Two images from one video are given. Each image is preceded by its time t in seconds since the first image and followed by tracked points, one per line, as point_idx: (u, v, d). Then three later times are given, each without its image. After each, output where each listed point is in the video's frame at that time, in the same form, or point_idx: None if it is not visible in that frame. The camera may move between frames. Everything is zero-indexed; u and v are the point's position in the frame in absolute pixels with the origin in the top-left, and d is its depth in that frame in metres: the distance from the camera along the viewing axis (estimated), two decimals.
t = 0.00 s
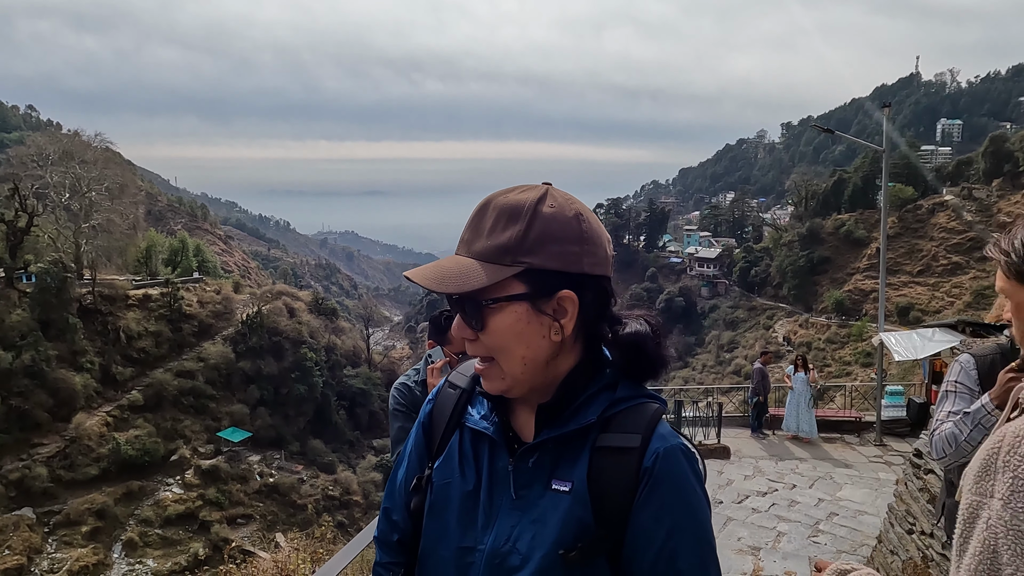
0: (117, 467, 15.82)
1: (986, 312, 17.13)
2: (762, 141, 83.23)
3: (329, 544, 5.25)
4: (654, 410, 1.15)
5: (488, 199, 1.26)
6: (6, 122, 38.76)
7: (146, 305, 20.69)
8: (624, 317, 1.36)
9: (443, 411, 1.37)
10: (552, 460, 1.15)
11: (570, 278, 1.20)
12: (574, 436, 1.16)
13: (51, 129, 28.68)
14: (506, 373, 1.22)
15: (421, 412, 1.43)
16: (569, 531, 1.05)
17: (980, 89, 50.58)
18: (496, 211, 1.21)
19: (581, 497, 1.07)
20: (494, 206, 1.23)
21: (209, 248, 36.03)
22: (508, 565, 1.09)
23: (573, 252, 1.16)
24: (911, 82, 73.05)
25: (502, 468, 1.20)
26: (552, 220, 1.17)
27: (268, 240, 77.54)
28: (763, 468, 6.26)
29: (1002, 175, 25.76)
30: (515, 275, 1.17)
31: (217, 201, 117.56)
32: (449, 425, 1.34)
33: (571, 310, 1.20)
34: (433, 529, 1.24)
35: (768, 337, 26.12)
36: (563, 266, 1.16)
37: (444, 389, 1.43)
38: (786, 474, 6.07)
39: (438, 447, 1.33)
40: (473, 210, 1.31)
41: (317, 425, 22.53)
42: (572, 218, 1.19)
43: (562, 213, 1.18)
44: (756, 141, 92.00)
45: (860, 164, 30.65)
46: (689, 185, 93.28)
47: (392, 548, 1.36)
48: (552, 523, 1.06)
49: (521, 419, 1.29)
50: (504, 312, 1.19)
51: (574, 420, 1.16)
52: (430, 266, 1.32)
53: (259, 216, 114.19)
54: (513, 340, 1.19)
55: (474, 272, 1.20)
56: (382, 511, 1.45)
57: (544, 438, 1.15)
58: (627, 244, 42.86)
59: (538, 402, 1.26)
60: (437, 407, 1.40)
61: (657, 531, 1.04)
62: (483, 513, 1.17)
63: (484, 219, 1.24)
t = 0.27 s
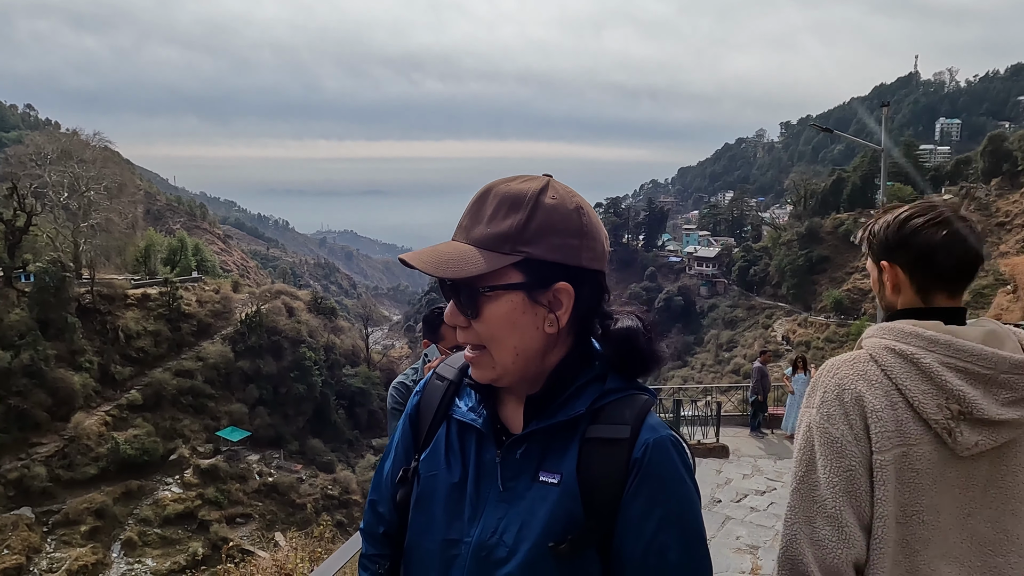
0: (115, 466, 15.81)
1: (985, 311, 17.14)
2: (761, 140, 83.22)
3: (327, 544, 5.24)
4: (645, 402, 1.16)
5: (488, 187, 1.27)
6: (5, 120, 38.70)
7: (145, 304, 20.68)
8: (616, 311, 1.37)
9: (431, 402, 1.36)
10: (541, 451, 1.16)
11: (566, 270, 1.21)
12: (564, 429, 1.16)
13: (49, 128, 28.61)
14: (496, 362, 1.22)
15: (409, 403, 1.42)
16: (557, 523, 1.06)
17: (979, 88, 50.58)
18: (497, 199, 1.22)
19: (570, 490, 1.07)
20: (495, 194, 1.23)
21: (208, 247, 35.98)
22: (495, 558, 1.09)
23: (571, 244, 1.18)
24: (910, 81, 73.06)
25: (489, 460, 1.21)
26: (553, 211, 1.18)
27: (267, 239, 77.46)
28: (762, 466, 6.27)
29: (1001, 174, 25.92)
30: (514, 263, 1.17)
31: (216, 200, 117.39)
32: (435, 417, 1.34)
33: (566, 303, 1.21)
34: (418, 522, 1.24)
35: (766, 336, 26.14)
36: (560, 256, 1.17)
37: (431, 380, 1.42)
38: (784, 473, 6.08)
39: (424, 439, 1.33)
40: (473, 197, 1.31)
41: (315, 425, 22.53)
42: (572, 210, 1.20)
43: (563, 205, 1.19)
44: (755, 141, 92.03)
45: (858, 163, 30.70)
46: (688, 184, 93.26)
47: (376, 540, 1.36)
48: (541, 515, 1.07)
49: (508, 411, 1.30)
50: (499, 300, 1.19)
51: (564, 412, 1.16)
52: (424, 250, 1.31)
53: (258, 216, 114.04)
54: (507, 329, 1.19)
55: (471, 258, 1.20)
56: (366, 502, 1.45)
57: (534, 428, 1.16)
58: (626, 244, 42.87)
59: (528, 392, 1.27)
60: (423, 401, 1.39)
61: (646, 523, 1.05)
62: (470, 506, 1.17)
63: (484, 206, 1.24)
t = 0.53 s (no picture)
0: (114, 466, 15.79)
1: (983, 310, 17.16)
2: (760, 139, 83.30)
3: (326, 543, 5.23)
4: (638, 394, 1.17)
5: (490, 173, 1.28)
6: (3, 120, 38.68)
7: (143, 304, 20.66)
8: (609, 302, 1.38)
9: (425, 397, 1.36)
10: (537, 444, 1.16)
11: (566, 258, 1.22)
12: (558, 421, 1.16)
13: (47, 127, 28.55)
14: (496, 351, 1.21)
15: (400, 399, 1.41)
16: (554, 516, 1.06)
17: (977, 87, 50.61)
18: (500, 186, 1.23)
19: (565, 482, 1.07)
20: (498, 181, 1.24)
21: (207, 247, 35.94)
22: (492, 552, 1.09)
23: (571, 232, 1.19)
24: (908, 80, 73.08)
25: (485, 454, 1.20)
26: (554, 200, 1.20)
27: (266, 239, 77.37)
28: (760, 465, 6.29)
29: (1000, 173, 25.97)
30: (517, 249, 1.17)
31: (215, 200, 117.40)
32: (429, 413, 1.33)
33: (567, 291, 1.21)
34: (413, 518, 1.23)
35: (765, 335, 26.16)
36: (562, 244, 1.18)
37: (425, 375, 1.41)
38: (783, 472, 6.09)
39: (419, 434, 1.32)
40: (473, 185, 1.31)
41: (314, 424, 22.52)
42: (573, 201, 1.22)
43: (563, 193, 1.21)
44: (754, 140, 92.10)
45: (857, 162, 30.75)
46: (687, 184, 93.30)
47: (370, 536, 1.37)
48: (538, 508, 1.07)
49: (503, 403, 1.29)
50: (501, 287, 1.18)
51: (559, 403, 1.17)
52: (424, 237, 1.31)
53: (257, 216, 113.98)
54: (508, 316, 1.19)
55: (475, 243, 1.20)
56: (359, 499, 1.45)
57: (529, 422, 1.16)
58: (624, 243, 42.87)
59: (524, 385, 1.27)
60: (416, 396, 1.39)
61: (642, 516, 1.06)
62: (465, 501, 1.16)
63: (487, 193, 1.25)
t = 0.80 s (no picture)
0: (111, 466, 15.75)
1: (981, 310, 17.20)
2: (758, 140, 83.52)
3: (324, 544, 5.22)
4: (628, 387, 1.17)
5: (487, 171, 1.28)
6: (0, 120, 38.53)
7: (141, 304, 20.59)
8: (597, 301, 1.39)
9: (418, 398, 1.35)
10: (531, 441, 1.15)
11: (563, 253, 1.22)
12: (553, 417, 1.16)
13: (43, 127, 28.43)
14: (495, 346, 1.20)
15: (393, 402, 1.40)
16: (550, 512, 1.05)
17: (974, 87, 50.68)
18: (498, 182, 1.23)
19: (560, 478, 1.07)
20: (495, 178, 1.24)
21: (205, 248, 35.85)
22: (490, 549, 1.08)
23: (567, 229, 1.20)
24: (905, 80, 73.23)
25: (480, 452, 1.19)
26: (552, 196, 1.20)
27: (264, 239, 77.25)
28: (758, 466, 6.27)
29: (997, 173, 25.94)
30: (517, 245, 1.17)
31: (212, 200, 117.19)
32: (422, 413, 1.32)
33: (564, 286, 1.22)
34: (408, 518, 1.22)
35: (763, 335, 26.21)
36: (559, 241, 1.19)
37: (417, 376, 1.41)
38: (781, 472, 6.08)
39: (413, 435, 1.30)
40: (470, 182, 1.31)
41: (312, 425, 22.49)
42: (569, 198, 1.23)
43: (560, 191, 1.22)
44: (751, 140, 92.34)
45: (854, 162, 30.81)
46: (684, 184, 93.40)
47: (362, 541, 1.37)
48: (534, 503, 1.06)
49: (497, 401, 1.29)
50: (501, 282, 1.18)
51: (552, 400, 1.16)
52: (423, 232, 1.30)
53: (254, 216, 113.83)
54: (506, 312, 1.18)
55: (475, 239, 1.19)
56: (351, 504, 1.44)
57: (523, 418, 1.15)
58: (622, 243, 42.89)
59: (518, 383, 1.27)
60: (408, 397, 1.38)
61: (636, 506, 1.05)
62: (461, 499, 1.15)
63: (484, 191, 1.24)
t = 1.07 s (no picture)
0: (108, 469, 15.68)
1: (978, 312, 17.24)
2: (755, 142, 83.68)
3: (321, 546, 5.21)
4: (623, 385, 1.18)
5: (487, 172, 1.28)
6: None
7: (138, 307, 20.53)
8: (591, 302, 1.40)
9: (413, 399, 1.34)
10: (528, 439, 1.15)
11: (562, 252, 1.22)
12: (549, 414, 1.16)
13: (41, 129, 28.40)
14: (494, 344, 1.20)
15: (388, 405, 1.39)
16: (549, 508, 1.04)
17: (970, 89, 50.86)
18: (498, 182, 1.23)
19: (558, 476, 1.06)
20: (495, 177, 1.25)
21: (203, 250, 35.77)
22: (489, 547, 1.07)
23: (565, 227, 1.21)
24: (902, 82, 73.45)
25: (476, 451, 1.19)
26: (550, 197, 1.21)
27: (261, 241, 77.17)
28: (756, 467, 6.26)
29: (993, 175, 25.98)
30: (517, 243, 1.17)
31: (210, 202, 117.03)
32: (418, 413, 1.31)
33: (563, 285, 1.22)
34: (406, 518, 1.21)
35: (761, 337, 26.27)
36: (558, 239, 1.19)
37: (411, 378, 1.40)
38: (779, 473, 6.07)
39: (408, 436, 1.30)
40: (469, 181, 1.31)
41: (310, 427, 22.45)
42: (567, 198, 1.24)
43: (558, 191, 1.22)
44: (749, 142, 92.44)
45: (851, 164, 30.89)
46: (682, 185, 93.56)
47: (357, 544, 1.36)
48: (532, 499, 1.05)
49: (493, 400, 1.29)
50: (502, 278, 1.17)
51: (549, 397, 1.17)
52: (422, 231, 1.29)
53: (251, 218, 113.76)
54: (507, 309, 1.18)
55: (475, 237, 1.19)
56: (346, 507, 1.44)
57: (520, 416, 1.15)
58: (620, 245, 42.92)
59: (512, 381, 1.28)
60: (404, 398, 1.37)
61: (633, 501, 1.05)
62: (459, 497, 1.15)
63: (484, 190, 1.25)
